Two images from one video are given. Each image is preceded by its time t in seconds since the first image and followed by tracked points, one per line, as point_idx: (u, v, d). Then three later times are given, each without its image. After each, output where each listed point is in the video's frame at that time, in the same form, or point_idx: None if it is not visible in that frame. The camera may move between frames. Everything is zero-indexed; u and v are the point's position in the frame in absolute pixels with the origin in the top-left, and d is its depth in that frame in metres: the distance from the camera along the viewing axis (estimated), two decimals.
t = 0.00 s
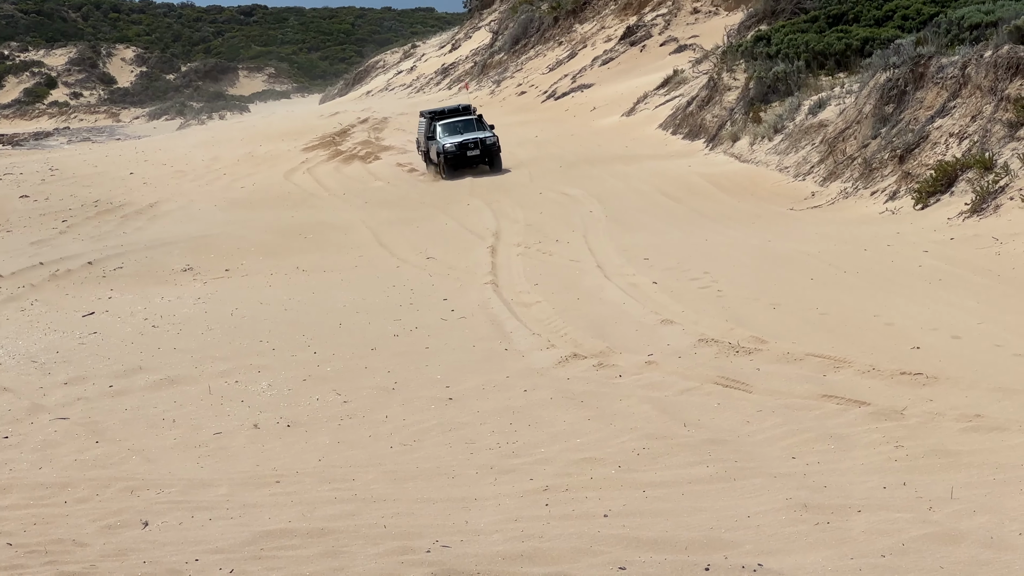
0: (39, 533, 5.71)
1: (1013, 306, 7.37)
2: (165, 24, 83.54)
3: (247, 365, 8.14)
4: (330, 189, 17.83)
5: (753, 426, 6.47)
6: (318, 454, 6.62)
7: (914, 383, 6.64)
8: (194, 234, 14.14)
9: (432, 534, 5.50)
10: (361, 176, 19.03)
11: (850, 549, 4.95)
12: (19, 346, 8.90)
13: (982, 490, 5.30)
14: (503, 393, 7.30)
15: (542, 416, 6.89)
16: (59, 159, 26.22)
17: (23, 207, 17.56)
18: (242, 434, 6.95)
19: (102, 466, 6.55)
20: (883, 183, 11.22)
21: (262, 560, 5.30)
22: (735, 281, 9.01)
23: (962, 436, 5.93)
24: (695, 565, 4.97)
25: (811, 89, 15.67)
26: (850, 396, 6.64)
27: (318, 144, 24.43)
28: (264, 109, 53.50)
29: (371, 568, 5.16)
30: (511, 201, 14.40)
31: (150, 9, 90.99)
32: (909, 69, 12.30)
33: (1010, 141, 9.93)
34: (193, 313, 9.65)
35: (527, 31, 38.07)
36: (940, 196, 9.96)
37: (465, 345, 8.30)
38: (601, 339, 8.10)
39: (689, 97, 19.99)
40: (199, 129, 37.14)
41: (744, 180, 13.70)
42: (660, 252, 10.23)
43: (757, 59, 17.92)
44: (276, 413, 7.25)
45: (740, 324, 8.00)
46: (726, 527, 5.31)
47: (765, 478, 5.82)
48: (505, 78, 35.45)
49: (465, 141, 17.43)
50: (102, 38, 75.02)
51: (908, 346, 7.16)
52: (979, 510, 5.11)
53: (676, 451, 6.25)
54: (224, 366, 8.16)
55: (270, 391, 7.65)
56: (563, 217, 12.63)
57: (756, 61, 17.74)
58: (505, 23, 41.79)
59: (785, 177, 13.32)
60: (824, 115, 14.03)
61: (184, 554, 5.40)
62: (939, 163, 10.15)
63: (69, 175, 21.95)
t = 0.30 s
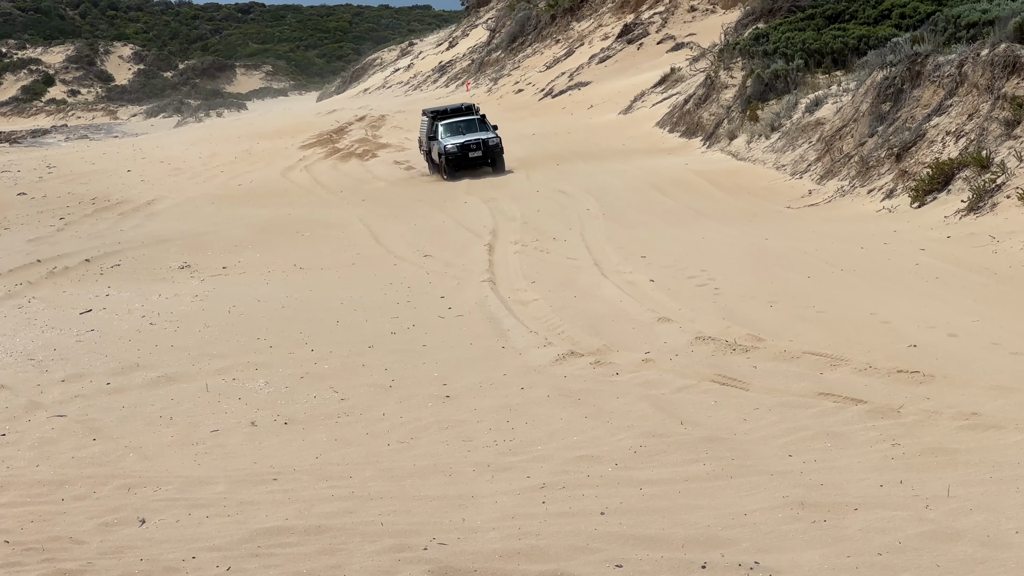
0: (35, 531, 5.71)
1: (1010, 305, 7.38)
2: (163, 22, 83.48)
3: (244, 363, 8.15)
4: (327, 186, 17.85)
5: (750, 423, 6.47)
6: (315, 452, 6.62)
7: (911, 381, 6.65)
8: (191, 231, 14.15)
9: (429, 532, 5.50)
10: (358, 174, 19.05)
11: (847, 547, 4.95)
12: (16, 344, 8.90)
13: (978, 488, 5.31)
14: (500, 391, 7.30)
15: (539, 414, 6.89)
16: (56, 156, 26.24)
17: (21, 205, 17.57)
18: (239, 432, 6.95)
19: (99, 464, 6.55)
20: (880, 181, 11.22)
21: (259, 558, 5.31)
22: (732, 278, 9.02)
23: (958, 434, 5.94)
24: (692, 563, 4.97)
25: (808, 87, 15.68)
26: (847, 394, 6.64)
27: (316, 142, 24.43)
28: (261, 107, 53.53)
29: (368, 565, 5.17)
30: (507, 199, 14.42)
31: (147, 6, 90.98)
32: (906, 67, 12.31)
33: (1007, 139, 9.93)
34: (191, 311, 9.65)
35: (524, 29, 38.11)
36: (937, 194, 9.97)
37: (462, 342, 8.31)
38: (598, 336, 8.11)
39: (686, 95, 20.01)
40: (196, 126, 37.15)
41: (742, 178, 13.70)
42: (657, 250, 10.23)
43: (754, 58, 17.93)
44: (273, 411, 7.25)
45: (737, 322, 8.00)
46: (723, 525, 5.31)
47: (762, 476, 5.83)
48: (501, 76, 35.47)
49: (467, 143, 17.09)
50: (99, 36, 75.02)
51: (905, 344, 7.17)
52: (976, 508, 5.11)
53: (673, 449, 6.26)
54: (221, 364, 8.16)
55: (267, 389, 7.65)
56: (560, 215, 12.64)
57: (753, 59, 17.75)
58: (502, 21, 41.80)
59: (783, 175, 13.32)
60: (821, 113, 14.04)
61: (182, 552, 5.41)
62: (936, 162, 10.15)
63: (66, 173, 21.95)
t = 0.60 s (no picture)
0: (31, 530, 5.71)
1: (1007, 303, 7.38)
2: (159, 21, 83.50)
3: (240, 362, 8.15)
4: (323, 186, 17.86)
5: (746, 422, 6.47)
6: (311, 451, 6.62)
7: (907, 380, 6.65)
8: (187, 231, 14.15)
9: (425, 530, 5.50)
10: (354, 173, 19.05)
11: (843, 547, 4.95)
12: (13, 343, 8.90)
13: (975, 487, 5.30)
14: (497, 390, 7.29)
15: (535, 413, 6.89)
16: (51, 155, 26.23)
17: (18, 204, 17.56)
18: (235, 431, 6.96)
19: (96, 463, 6.55)
20: (876, 180, 11.21)
21: (256, 557, 5.31)
22: (729, 277, 9.01)
23: (955, 432, 5.94)
24: (688, 562, 4.97)
25: (805, 86, 15.68)
26: (843, 393, 6.63)
27: (312, 141, 24.46)
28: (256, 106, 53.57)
29: (363, 564, 5.17)
30: (504, 198, 14.42)
31: (144, 5, 91.01)
32: (902, 66, 12.30)
33: (1003, 138, 9.91)
34: (187, 310, 9.65)
35: (520, 28, 38.13)
36: (934, 192, 9.97)
37: (458, 342, 8.30)
38: (594, 336, 8.10)
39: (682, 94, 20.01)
40: (192, 126, 37.19)
41: (738, 177, 13.70)
42: (654, 249, 10.23)
43: (750, 57, 17.93)
44: (269, 410, 7.25)
45: (733, 321, 7.99)
46: (720, 524, 5.31)
47: (758, 475, 5.83)
48: (498, 75, 35.49)
49: (468, 143, 16.83)
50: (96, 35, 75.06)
51: (901, 343, 7.16)
52: (972, 506, 5.11)
53: (670, 447, 6.26)
54: (218, 363, 8.16)
55: (264, 388, 7.65)
56: (556, 214, 12.64)
57: (749, 58, 17.75)
58: (498, 20, 41.81)
59: (779, 174, 13.32)
60: (818, 112, 14.05)
61: (179, 551, 5.41)
62: (932, 160, 10.15)
63: (62, 172, 21.96)
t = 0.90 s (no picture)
0: (25, 530, 5.70)
1: (998, 300, 7.40)
2: (152, 20, 83.33)
3: (234, 361, 8.14)
4: (317, 185, 17.86)
5: (740, 420, 6.48)
6: (305, 449, 6.62)
7: (900, 377, 6.66)
8: (181, 230, 14.15)
9: (419, 529, 5.50)
10: (347, 172, 19.05)
11: (836, 543, 4.95)
12: (6, 343, 8.90)
13: (967, 484, 5.32)
14: (490, 388, 7.29)
15: (530, 411, 6.89)
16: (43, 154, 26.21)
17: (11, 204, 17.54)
18: (228, 430, 6.96)
19: (89, 462, 6.55)
20: (869, 177, 11.23)
21: (250, 556, 5.30)
22: (722, 275, 9.03)
23: (948, 429, 5.95)
24: (682, 560, 4.97)
25: (798, 84, 15.71)
26: (836, 390, 6.64)
27: (305, 140, 24.45)
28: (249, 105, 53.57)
29: (357, 563, 5.17)
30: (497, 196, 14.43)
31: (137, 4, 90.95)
32: (895, 64, 12.32)
33: (995, 135, 9.94)
34: (181, 309, 9.65)
35: (513, 26, 38.15)
36: (926, 189, 9.99)
37: (452, 340, 8.30)
38: (588, 333, 8.11)
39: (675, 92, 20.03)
40: (184, 125, 37.13)
41: (731, 175, 13.72)
42: (646, 247, 10.23)
43: (743, 54, 17.96)
44: (263, 409, 7.25)
45: (727, 318, 8.00)
46: (714, 521, 5.31)
47: (752, 472, 5.84)
48: (491, 73, 35.49)
49: (467, 143, 16.72)
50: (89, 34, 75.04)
51: (894, 340, 7.17)
52: (965, 503, 5.12)
53: (664, 445, 6.26)
54: (211, 362, 8.16)
55: (257, 387, 7.65)
56: (550, 212, 12.64)
57: (742, 56, 17.77)
58: (492, 18, 41.82)
59: (771, 172, 13.34)
60: (811, 110, 14.09)
61: (172, 550, 5.41)
62: (925, 157, 10.16)
63: (54, 171, 21.93)
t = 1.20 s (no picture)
0: (14, 532, 5.69)
1: (986, 298, 7.42)
2: (141, 20, 83.17)
3: (223, 362, 8.13)
4: (306, 185, 17.86)
5: (730, 419, 6.48)
6: (295, 450, 6.62)
7: (889, 375, 6.67)
8: (170, 231, 14.14)
9: (409, 529, 5.50)
10: (336, 172, 19.06)
11: (826, 542, 4.95)
12: None
13: (956, 482, 5.32)
14: (480, 388, 7.29)
15: (519, 411, 6.89)
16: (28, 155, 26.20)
17: None
18: (218, 431, 6.94)
19: (79, 464, 6.54)
20: (858, 176, 11.24)
21: (239, 557, 5.29)
22: (712, 274, 9.03)
23: (937, 428, 5.96)
24: (671, 559, 4.97)
25: (786, 83, 15.74)
26: (825, 389, 6.65)
27: (294, 140, 24.46)
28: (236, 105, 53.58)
29: (346, 564, 5.16)
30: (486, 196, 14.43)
31: (126, 4, 90.88)
32: (883, 63, 12.35)
33: (983, 134, 9.96)
34: (170, 310, 9.64)
35: (502, 26, 38.22)
36: (915, 188, 10.00)
37: (441, 340, 8.30)
38: (578, 333, 8.11)
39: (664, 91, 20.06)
40: (171, 125, 37.07)
41: (721, 174, 13.73)
42: (636, 247, 10.24)
43: (732, 53, 17.99)
44: (252, 409, 7.24)
45: (717, 318, 8.01)
46: (704, 521, 5.31)
47: (741, 471, 5.84)
48: (479, 73, 35.52)
49: (463, 144, 16.57)
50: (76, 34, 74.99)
51: (884, 339, 7.18)
52: (954, 502, 5.12)
53: (654, 445, 6.26)
54: (201, 363, 8.15)
55: (247, 387, 7.64)
56: (538, 212, 12.64)
57: (731, 56, 17.81)
58: (480, 18, 41.86)
59: (761, 170, 13.36)
60: (800, 109, 14.14)
61: (161, 551, 5.39)
62: (913, 156, 10.18)
63: (42, 172, 21.88)
